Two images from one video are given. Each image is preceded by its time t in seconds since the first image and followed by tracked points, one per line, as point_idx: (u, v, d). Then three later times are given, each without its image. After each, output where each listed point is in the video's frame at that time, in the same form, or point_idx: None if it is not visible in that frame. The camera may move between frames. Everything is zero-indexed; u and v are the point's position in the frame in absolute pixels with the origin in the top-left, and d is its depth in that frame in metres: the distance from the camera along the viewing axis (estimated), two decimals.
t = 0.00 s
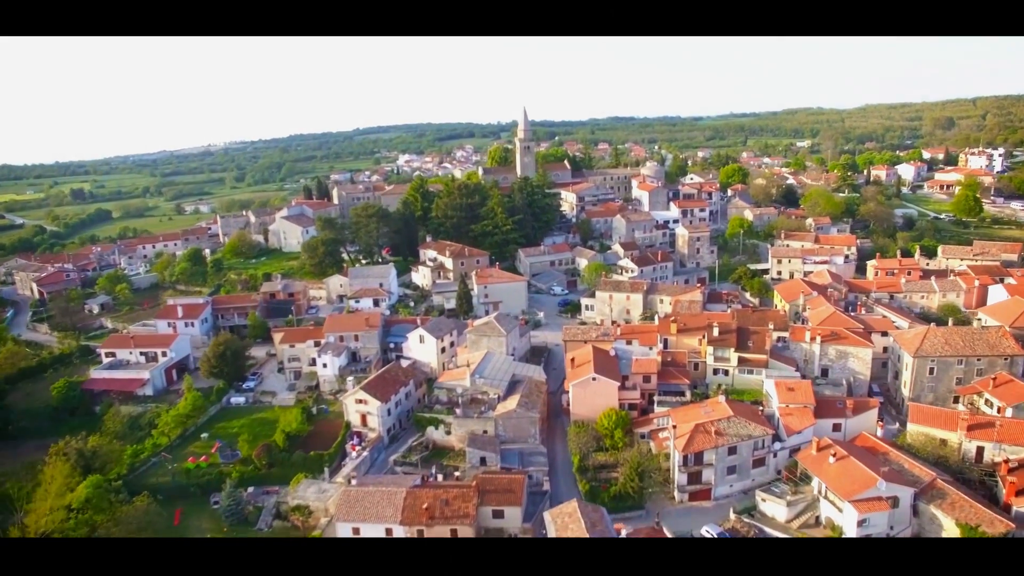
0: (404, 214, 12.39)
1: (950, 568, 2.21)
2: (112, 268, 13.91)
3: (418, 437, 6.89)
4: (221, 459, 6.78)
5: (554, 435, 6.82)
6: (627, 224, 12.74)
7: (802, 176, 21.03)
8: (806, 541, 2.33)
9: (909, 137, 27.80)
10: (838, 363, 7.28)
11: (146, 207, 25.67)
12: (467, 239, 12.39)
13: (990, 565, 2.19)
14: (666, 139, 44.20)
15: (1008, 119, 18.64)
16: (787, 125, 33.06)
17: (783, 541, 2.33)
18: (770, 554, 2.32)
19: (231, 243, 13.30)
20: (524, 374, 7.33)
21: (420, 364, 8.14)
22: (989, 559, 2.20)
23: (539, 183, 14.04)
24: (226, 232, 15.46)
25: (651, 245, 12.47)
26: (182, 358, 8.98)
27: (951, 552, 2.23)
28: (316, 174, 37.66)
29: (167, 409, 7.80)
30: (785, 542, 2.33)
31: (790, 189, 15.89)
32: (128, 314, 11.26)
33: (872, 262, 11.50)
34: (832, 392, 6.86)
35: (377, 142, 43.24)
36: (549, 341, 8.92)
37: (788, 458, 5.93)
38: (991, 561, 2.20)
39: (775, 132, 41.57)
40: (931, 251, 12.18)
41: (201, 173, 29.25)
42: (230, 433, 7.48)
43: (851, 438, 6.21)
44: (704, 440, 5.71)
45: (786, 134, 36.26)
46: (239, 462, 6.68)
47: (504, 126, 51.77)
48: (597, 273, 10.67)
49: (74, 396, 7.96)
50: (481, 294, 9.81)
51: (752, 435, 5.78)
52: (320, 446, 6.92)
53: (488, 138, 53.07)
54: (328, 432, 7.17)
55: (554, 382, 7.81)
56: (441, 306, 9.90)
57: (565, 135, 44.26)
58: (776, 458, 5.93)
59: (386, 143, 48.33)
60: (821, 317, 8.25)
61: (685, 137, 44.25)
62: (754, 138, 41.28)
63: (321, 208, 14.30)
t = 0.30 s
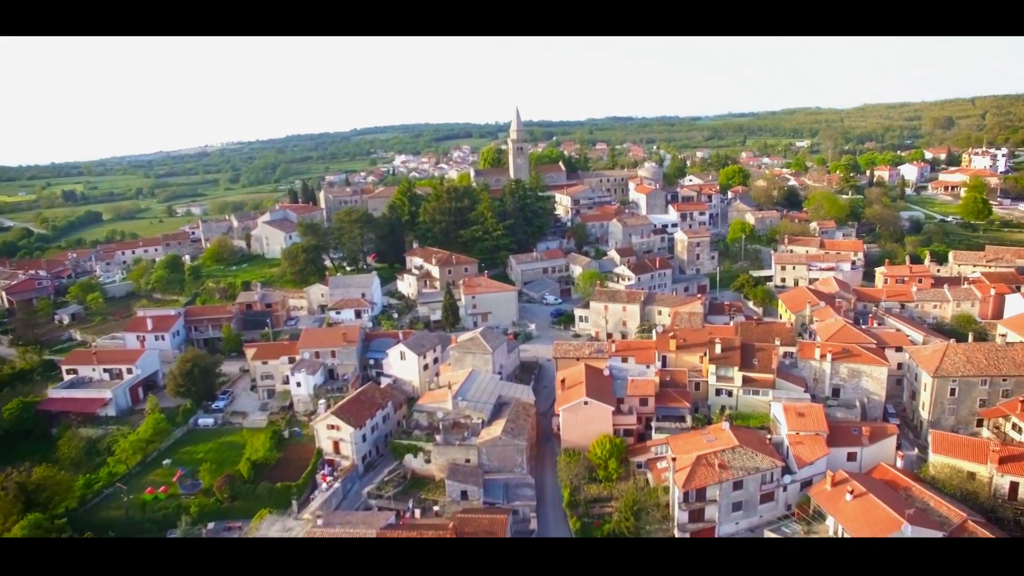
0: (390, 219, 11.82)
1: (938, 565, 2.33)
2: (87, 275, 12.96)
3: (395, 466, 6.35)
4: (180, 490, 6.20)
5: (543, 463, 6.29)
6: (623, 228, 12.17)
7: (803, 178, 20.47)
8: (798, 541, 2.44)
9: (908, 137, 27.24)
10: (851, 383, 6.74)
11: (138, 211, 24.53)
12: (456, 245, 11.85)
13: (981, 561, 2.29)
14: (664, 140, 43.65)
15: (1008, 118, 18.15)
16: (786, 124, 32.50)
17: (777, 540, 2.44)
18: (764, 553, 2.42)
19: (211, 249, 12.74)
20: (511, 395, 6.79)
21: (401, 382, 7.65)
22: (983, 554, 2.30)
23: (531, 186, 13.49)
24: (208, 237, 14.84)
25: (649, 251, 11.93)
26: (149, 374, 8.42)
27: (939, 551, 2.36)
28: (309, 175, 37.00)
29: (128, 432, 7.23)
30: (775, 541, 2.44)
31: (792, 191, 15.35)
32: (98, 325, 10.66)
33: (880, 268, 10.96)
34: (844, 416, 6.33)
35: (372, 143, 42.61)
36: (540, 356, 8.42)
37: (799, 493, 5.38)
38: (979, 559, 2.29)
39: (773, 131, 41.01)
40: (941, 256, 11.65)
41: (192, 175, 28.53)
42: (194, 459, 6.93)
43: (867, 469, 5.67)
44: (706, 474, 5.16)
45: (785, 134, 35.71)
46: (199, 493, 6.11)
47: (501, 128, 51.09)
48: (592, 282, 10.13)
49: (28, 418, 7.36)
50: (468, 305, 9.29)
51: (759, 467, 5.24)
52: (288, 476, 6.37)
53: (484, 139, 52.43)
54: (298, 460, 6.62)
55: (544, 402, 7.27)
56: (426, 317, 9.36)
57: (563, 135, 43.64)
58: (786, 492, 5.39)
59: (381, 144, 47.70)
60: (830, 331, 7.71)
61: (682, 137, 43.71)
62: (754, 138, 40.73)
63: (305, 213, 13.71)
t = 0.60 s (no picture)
0: (374, 225, 11.25)
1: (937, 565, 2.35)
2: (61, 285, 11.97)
3: (368, 501, 5.79)
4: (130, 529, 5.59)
5: (530, 496, 5.75)
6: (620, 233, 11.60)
7: (805, 179, 19.92)
8: (796, 541, 2.46)
9: (908, 138, 26.74)
10: (866, 407, 6.19)
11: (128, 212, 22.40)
12: (443, 252, 11.34)
13: (982, 561, 2.31)
14: (662, 140, 43.08)
15: (1007, 118, 17.70)
16: (785, 125, 31.97)
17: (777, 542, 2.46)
18: (764, 554, 2.45)
19: (189, 256, 12.13)
20: (495, 421, 6.25)
21: (379, 403, 7.11)
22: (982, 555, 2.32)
23: (524, 190, 12.95)
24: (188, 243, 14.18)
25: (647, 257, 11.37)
26: (110, 394, 7.79)
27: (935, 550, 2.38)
28: (303, 177, 36.29)
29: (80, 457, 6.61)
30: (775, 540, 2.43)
31: (794, 194, 14.81)
32: (64, 336, 10.01)
33: (890, 276, 10.42)
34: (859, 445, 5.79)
35: (366, 143, 41.91)
36: (529, 374, 7.88)
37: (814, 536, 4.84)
38: (980, 558, 2.31)
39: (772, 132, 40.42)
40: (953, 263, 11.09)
41: (183, 176, 27.35)
42: (152, 491, 6.33)
43: (887, 507, 5.13)
44: (712, 516, 4.60)
45: (784, 134, 35.19)
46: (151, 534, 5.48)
47: (498, 129, 50.61)
48: (586, 292, 9.58)
49: None
50: (454, 317, 8.79)
51: (770, 508, 4.69)
52: (250, 513, 5.78)
53: (481, 140, 51.74)
54: (263, 494, 6.05)
55: (532, 427, 6.73)
56: (410, 331, 8.82)
57: (560, 136, 42.99)
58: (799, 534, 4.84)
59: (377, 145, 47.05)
60: (841, 348, 7.15)
61: (680, 137, 43.11)
62: (752, 138, 40.13)
63: (287, 217, 13.13)
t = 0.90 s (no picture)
0: (358, 232, 10.70)
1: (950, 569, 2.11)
2: (29, 294, 11.39)
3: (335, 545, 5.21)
4: None
5: (516, 536, 5.18)
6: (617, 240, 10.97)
7: (807, 181, 19.38)
8: (797, 539, 2.25)
9: (910, 138, 26.22)
10: (884, 436, 5.64)
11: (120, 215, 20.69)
12: (431, 260, 10.85)
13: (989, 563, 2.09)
14: (660, 141, 42.55)
15: (1006, 118, 17.27)
16: (784, 125, 31.46)
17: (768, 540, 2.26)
18: (763, 554, 2.21)
19: (166, 264, 11.54)
20: (478, 452, 5.68)
21: (356, 428, 6.58)
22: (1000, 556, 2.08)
23: (516, 195, 12.41)
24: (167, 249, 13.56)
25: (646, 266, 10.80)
26: (64, 417, 7.15)
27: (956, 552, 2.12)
28: (297, 179, 35.61)
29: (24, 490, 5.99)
30: (775, 542, 2.24)
31: (798, 197, 14.26)
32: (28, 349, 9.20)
33: (901, 285, 9.87)
34: (879, 478, 5.23)
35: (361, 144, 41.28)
36: (518, 395, 7.34)
37: None
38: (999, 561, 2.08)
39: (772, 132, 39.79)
40: (968, 271, 10.52)
41: (175, 178, 26.47)
42: (101, 529, 5.71)
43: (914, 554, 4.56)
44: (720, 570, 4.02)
45: (783, 135, 34.69)
46: None
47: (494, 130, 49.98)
48: (579, 303, 9.02)
49: None
50: (439, 331, 8.28)
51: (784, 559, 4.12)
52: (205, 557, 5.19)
53: (478, 142, 51.07)
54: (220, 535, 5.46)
55: (520, 456, 6.18)
56: (392, 346, 8.31)
57: (557, 136, 42.40)
58: None
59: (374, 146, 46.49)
60: (855, 367, 6.58)
61: (678, 137, 42.62)
62: (751, 138, 39.51)
63: (270, 223, 12.57)
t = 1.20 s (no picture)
0: (342, 239, 10.17)
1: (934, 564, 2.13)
2: None
3: None
4: None
5: None
6: (615, 248, 10.41)
7: (811, 184, 18.83)
8: (797, 540, 2.23)
9: (911, 140, 25.67)
10: (909, 470, 5.09)
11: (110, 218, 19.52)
12: (419, 269, 10.35)
13: (982, 561, 2.10)
14: (659, 143, 41.95)
15: (1008, 119, 16.82)
16: (784, 127, 30.92)
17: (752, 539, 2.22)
18: (762, 554, 2.21)
19: (141, 272, 10.96)
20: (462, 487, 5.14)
21: (330, 457, 6.07)
22: (983, 556, 2.10)
23: (509, 200, 11.88)
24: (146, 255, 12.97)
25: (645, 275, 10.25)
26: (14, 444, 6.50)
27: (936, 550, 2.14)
28: (291, 181, 34.98)
29: None
30: (775, 542, 2.23)
31: (802, 202, 13.73)
32: None
33: (914, 295, 9.33)
34: (906, 518, 4.68)
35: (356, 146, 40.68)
36: (507, 419, 6.80)
37: None
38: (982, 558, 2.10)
39: (772, 134, 39.19)
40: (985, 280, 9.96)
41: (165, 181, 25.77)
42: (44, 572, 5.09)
43: None
44: None
45: (783, 137, 34.11)
46: None
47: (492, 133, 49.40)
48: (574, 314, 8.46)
49: None
50: (424, 348, 7.77)
51: None
52: None
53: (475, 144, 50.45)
54: None
55: (507, 490, 5.64)
56: (374, 363, 7.80)
57: (555, 138, 41.80)
58: None
59: (370, 148, 45.89)
60: (873, 391, 6.03)
61: (677, 139, 42.08)
62: (751, 140, 38.92)
63: (252, 230, 12.02)
